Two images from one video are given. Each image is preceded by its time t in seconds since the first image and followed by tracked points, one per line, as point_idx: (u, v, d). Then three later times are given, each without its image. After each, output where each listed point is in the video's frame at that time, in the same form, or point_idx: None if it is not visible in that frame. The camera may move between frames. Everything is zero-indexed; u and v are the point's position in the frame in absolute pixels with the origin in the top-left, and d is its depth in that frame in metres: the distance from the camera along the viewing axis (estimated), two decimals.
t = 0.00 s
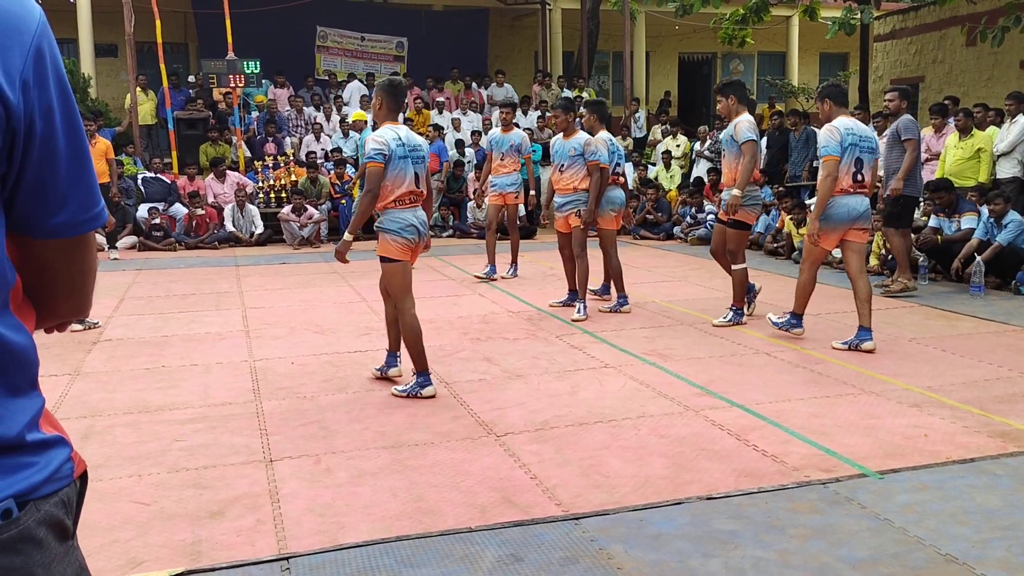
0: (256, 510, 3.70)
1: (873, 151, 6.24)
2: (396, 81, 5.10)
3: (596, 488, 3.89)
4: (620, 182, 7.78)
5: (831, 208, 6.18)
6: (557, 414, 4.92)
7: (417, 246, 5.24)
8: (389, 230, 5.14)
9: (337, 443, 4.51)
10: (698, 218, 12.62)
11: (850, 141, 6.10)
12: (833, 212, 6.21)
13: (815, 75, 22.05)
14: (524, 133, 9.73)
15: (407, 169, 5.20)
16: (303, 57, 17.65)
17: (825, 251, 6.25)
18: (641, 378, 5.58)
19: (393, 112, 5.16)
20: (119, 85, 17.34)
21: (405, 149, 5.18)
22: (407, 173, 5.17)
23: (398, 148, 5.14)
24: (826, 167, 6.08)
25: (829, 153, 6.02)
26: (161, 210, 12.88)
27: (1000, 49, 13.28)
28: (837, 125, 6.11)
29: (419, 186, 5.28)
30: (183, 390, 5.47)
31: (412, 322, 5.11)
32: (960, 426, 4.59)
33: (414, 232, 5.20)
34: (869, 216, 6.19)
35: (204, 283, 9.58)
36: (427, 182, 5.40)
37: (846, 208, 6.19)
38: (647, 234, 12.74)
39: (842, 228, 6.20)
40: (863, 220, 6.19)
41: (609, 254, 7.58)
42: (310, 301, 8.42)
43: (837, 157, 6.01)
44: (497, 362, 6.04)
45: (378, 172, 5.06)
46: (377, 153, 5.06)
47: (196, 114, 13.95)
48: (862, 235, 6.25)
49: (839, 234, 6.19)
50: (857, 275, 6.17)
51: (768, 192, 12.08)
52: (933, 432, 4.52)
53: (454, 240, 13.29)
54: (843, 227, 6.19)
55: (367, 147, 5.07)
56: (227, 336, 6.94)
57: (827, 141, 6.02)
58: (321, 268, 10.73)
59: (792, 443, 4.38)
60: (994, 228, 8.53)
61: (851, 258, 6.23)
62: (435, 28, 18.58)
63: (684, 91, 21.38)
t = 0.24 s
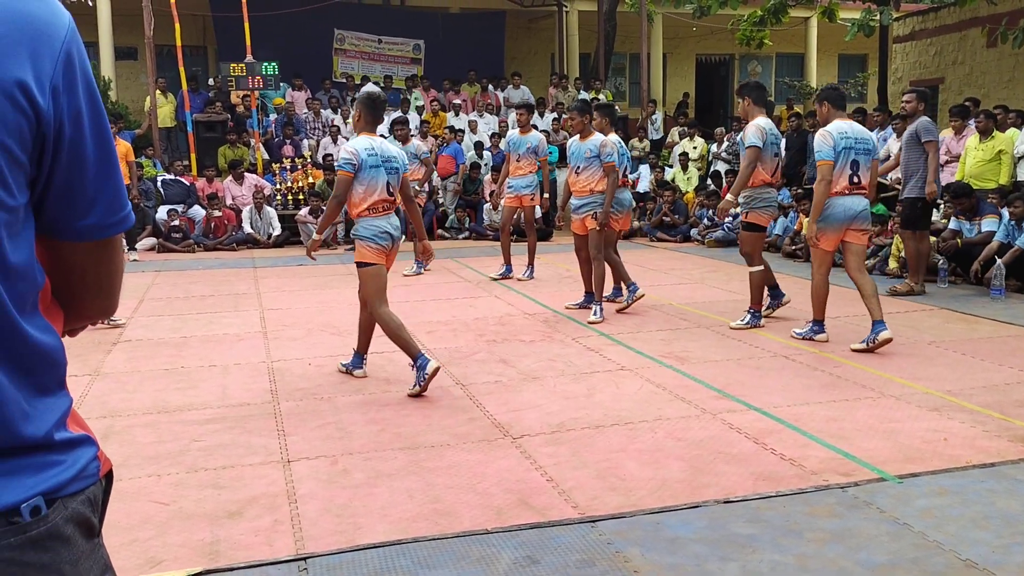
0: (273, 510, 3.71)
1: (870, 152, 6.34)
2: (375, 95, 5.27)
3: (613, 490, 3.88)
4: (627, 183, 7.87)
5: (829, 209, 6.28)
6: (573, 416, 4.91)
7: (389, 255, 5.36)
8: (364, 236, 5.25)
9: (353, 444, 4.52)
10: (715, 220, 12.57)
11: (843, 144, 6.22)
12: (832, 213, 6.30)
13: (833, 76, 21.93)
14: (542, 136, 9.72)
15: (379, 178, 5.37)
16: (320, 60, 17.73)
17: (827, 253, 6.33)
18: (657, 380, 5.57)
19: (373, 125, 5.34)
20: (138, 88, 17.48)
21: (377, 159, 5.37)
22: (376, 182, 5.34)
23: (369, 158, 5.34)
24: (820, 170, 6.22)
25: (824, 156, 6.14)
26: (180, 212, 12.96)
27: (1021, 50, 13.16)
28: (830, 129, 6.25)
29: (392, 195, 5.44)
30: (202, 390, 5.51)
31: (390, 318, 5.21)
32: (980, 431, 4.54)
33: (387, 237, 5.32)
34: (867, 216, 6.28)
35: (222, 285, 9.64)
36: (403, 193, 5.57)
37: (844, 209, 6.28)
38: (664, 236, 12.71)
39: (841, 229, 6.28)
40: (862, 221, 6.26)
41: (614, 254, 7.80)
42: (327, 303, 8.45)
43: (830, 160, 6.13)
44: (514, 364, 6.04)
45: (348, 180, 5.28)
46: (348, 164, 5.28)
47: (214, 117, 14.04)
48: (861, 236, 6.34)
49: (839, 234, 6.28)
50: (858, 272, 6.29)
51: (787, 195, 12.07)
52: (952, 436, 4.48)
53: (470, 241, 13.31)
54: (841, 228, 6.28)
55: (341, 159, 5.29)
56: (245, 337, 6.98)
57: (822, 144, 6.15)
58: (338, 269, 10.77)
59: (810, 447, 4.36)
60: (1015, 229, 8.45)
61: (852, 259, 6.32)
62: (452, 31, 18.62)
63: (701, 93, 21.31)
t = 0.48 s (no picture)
0: (295, 510, 3.73)
1: (878, 154, 6.45)
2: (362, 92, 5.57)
3: (634, 494, 3.87)
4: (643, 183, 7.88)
5: (835, 209, 6.45)
6: (593, 419, 4.90)
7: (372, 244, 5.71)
8: (348, 228, 5.59)
9: (374, 445, 4.54)
10: (737, 223, 12.50)
11: (849, 146, 6.37)
12: (838, 213, 6.45)
13: (856, 78, 21.77)
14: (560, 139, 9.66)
15: (365, 172, 5.67)
16: (341, 63, 17.82)
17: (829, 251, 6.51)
18: (679, 384, 5.55)
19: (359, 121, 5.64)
20: (162, 91, 17.65)
21: (365, 154, 5.66)
22: (364, 175, 5.65)
23: (358, 152, 5.62)
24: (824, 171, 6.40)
25: (828, 158, 6.33)
26: (203, 213, 13.03)
27: None
28: (837, 131, 6.40)
29: (378, 188, 5.75)
30: (225, 391, 5.55)
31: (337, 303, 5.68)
32: (1006, 436, 4.49)
33: (373, 230, 5.65)
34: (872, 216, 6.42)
35: (244, 286, 9.71)
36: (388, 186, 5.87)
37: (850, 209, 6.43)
38: (685, 238, 12.66)
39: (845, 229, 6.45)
40: (867, 222, 6.42)
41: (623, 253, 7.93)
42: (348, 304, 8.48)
43: (833, 161, 6.32)
44: (534, 366, 6.04)
45: (341, 173, 5.55)
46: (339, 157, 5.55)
47: (237, 120, 14.15)
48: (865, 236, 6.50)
49: (844, 234, 6.43)
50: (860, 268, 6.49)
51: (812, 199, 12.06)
52: (978, 441, 4.43)
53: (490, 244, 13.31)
54: (847, 228, 6.42)
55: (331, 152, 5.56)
56: (267, 338, 7.02)
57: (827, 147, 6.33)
58: (359, 271, 10.81)
59: (833, 452, 4.32)
60: None
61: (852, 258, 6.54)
62: (473, 33, 18.65)
63: (723, 95, 21.23)
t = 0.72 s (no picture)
0: (318, 511, 3.75)
1: (896, 155, 6.41)
2: (345, 108, 5.81)
3: (656, 497, 3.85)
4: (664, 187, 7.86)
5: (853, 210, 6.41)
6: (615, 422, 4.89)
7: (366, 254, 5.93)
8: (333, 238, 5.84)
9: (396, 446, 4.55)
10: (760, 225, 12.43)
11: (865, 147, 6.34)
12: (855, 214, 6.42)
13: (881, 80, 21.59)
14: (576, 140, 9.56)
15: (352, 186, 5.90)
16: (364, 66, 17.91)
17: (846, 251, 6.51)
18: (701, 387, 5.52)
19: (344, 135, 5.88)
20: (186, 94, 17.82)
21: (353, 169, 5.90)
22: (352, 188, 5.87)
23: (346, 167, 5.86)
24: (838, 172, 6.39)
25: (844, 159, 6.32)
26: (227, 215, 13.11)
27: None
28: (853, 132, 6.37)
29: (364, 201, 5.97)
30: (248, 391, 5.59)
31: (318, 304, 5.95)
32: None
33: (357, 241, 5.89)
34: (890, 217, 6.41)
35: (267, 288, 9.78)
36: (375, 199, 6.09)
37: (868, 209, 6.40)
38: (707, 241, 12.62)
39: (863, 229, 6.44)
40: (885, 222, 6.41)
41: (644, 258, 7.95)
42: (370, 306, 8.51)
43: (848, 163, 6.32)
44: (555, 369, 6.03)
45: (335, 187, 5.72)
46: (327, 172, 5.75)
47: (261, 123, 14.26)
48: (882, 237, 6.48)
49: (863, 236, 6.41)
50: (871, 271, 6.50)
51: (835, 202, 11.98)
52: (1005, 447, 4.38)
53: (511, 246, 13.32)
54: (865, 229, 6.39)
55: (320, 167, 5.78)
56: (290, 339, 7.07)
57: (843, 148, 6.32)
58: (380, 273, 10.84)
59: (858, 456, 4.28)
60: None
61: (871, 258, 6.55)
62: (495, 36, 18.69)
63: (746, 97, 21.13)
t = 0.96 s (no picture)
0: (338, 511, 3.76)
1: (912, 159, 6.47)
2: (343, 104, 5.93)
3: (676, 501, 3.84)
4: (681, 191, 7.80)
5: (869, 211, 6.43)
6: (634, 425, 4.87)
7: (362, 246, 6.12)
8: (332, 232, 6.04)
9: (415, 448, 4.56)
10: (780, 227, 12.35)
11: (886, 149, 6.36)
12: (871, 215, 6.45)
13: (902, 81, 21.42)
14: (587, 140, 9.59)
15: (349, 180, 6.02)
16: (384, 68, 17.98)
17: (860, 252, 6.53)
18: (720, 390, 5.50)
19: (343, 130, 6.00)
20: (208, 97, 17.97)
21: (348, 164, 6.01)
22: (348, 183, 6.01)
23: (340, 162, 5.98)
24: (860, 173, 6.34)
25: (867, 160, 6.28)
26: (247, 218, 13.16)
27: None
28: (874, 133, 6.37)
29: (363, 194, 6.10)
30: (268, 392, 5.62)
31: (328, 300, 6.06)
32: None
33: (354, 235, 6.06)
34: (903, 220, 6.48)
35: (287, 289, 9.83)
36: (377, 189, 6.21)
37: (884, 212, 6.43)
38: (728, 243, 12.58)
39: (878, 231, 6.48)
40: (899, 224, 6.48)
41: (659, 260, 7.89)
42: (389, 308, 8.54)
43: (871, 164, 6.28)
44: (574, 371, 6.03)
45: (324, 183, 5.93)
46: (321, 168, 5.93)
47: (281, 125, 14.36)
48: (895, 239, 6.57)
49: (876, 237, 6.46)
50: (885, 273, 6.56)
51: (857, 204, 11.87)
52: None
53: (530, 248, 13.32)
54: (880, 230, 6.45)
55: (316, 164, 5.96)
56: (309, 341, 7.10)
57: (864, 148, 6.29)
58: (399, 275, 10.87)
59: (879, 460, 4.25)
60: None
61: (884, 259, 6.60)
62: (514, 38, 18.71)
63: (766, 98, 21.03)
